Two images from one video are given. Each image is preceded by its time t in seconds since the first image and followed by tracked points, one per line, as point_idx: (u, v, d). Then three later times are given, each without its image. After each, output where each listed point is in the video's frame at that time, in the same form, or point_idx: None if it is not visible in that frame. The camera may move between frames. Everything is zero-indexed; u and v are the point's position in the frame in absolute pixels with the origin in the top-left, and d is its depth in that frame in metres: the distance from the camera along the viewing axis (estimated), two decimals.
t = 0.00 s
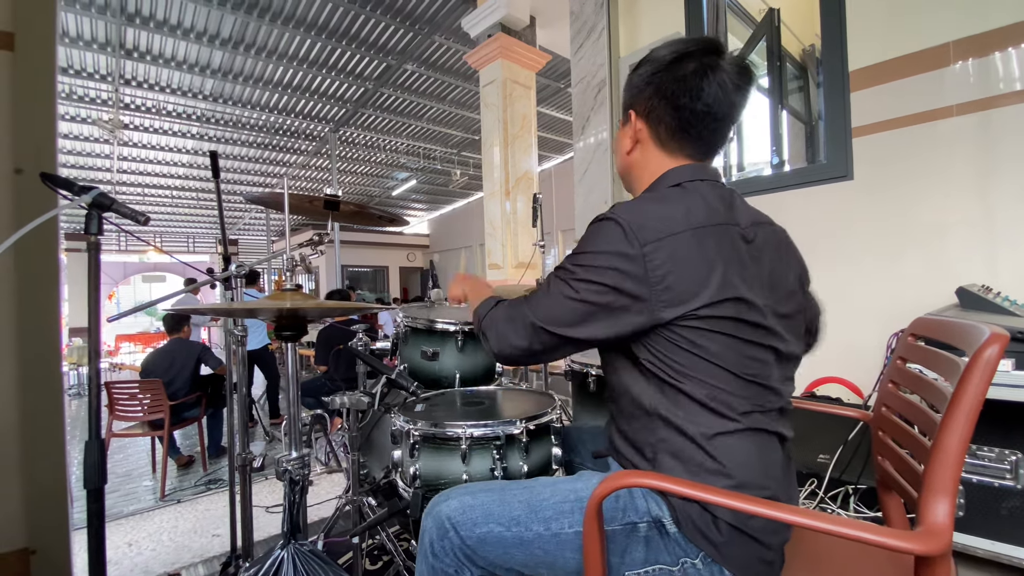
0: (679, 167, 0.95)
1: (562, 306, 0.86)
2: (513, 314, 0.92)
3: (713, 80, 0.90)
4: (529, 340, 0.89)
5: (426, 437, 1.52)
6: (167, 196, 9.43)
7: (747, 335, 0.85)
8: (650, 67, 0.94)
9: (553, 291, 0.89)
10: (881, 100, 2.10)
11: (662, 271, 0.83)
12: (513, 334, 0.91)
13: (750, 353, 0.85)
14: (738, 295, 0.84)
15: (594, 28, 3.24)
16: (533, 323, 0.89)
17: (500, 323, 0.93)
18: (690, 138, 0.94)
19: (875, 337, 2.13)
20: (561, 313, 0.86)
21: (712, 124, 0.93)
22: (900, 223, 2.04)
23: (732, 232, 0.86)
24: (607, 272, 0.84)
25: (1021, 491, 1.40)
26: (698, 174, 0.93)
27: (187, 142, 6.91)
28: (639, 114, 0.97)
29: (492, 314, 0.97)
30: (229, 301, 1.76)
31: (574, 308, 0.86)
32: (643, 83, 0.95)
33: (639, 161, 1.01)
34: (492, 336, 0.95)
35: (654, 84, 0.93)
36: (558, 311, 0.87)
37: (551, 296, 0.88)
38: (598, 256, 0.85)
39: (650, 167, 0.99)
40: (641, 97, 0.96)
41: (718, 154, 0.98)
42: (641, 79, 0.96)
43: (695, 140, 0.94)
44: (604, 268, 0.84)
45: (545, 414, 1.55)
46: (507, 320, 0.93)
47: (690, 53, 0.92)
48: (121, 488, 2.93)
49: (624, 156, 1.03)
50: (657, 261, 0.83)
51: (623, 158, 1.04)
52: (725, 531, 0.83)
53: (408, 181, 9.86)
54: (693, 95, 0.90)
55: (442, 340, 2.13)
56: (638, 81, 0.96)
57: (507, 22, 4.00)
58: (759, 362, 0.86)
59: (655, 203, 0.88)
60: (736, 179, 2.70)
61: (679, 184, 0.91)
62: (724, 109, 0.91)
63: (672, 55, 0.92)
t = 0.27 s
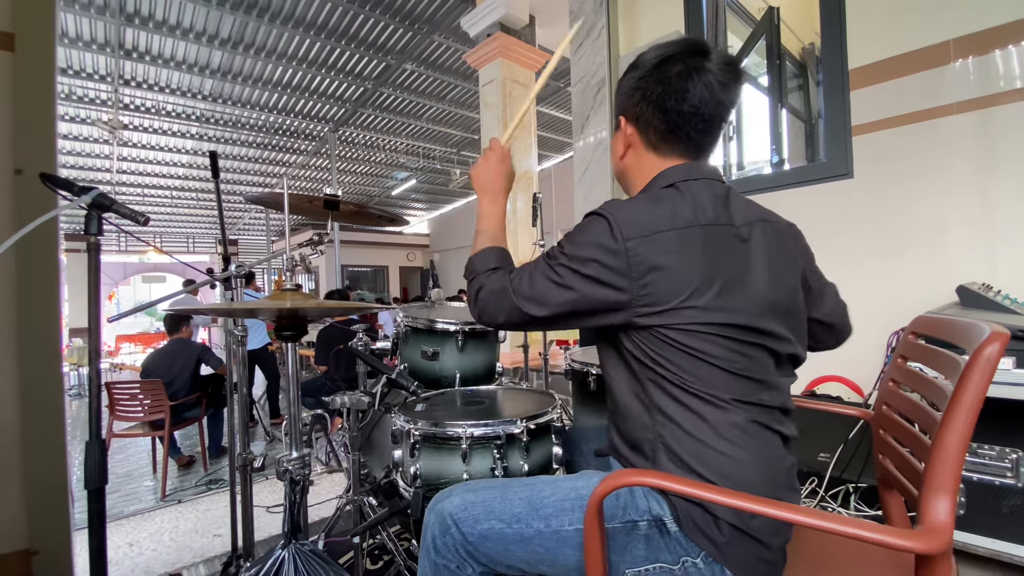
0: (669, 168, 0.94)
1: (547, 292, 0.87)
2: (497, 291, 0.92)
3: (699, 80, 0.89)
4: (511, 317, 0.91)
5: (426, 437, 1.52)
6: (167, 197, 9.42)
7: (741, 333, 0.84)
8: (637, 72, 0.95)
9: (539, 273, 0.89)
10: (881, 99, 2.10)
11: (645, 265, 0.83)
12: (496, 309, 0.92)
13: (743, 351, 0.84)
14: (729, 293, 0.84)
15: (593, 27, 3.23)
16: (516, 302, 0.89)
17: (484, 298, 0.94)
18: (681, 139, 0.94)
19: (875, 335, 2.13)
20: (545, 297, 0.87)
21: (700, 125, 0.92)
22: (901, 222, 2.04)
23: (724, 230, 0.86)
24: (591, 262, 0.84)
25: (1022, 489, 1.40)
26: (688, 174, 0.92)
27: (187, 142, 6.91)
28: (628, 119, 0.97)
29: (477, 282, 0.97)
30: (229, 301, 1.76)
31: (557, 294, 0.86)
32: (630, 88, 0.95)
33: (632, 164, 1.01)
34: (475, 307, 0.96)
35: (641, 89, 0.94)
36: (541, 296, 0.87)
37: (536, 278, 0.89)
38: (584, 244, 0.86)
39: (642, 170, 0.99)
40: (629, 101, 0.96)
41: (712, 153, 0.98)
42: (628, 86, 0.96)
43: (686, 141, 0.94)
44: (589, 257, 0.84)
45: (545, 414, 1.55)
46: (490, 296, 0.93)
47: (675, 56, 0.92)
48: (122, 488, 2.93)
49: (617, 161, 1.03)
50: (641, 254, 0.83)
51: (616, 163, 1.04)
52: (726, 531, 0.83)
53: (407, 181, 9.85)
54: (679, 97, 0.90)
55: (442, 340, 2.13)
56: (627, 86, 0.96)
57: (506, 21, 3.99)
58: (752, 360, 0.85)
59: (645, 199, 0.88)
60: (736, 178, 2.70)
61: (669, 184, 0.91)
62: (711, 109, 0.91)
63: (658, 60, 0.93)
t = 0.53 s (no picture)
0: (673, 168, 0.94)
1: (569, 311, 0.85)
2: (512, 325, 0.90)
3: (706, 81, 0.89)
4: (543, 355, 0.87)
5: (429, 437, 1.52)
6: (169, 197, 9.44)
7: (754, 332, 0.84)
8: (644, 68, 0.94)
9: (553, 297, 0.87)
10: (883, 98, 2.09)
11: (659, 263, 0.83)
12: (522, 350, 0.88)
13: (753, 349, 0.84)
14: (741, 290, 0.84)
15: (594, 26, 3.23)
16: (538, 335, 0.87)
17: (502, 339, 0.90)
18: (685, 138, 0.94)
19: (878, 335, 2.13)
20: (569, 323, 0.85)
21: (705, 126, 0.92)
22: (903, 221, 2.04)
23: (731, 227, 0.87)
24: (609, 266, 0.83)
25: None
26: (692, 173, 0.92)
27: (189, 143, 6.92)
28: (633, 116, 0.97)
29: (489, 328, 0.93)
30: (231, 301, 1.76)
31: (580, 314, 0.84)
32: (637, 85, 0.95)
33: (634, 162, 1.01)
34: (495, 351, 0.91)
35: (648, 85, 0.93)
36: (565, 316, 0.85)
37: (551, 301, 0.87)
38: (599, 250, 0.85)
39: (645, 169, 0.99)
40: (635, 98, 0.95)
41: (715, 153, 0.98)
42: (636, 80, 0.95)
43: (690, 140, 0.94)
44: (606, 263, 0.84)
45: (548, 413, 1.55)
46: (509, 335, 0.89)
47: (684, 54, 0.91)
48: (125, 488, 2.94)
49: (619, 157, 1.04)
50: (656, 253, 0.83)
51: (619, 160, 1.04)
52: (732, 531, 0.83)
53: (409, 181, 9.85)
54: (686, 96, 0.90)
55: (444, 340, 2.14)
56: (633, 82, 0.96)
57: (507, 21, 3.99)
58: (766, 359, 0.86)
59: (649, 198, 0.88)
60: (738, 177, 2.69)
61: (674, 183, 0.91)
62: (717, 110, 0.91)
63: (666, 56, 0.92)
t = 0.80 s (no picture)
0: (683, 167, 0.94)
1: (619, 320, 0.80)
2: (563, 360, 0.85)
3: (719, 84, 0.90)
4: (611, 375, 0.80)
5: (429, 435, 1.52)
6: (168, 196, 9.44)
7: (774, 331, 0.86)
8: (658, 64, 0.93)
9: (595, 317, 0.84)
10: (884, 96, 2.09)
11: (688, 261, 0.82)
12: (584, 378, 0.82)
13: (772, 347, 0.86)
14: (765, 287, 0.85)
15: (594, 25, 3.22)
16: (597, 357, 0.81)
17: (559, 378, 0.84)
18: (694, 139, 0.93)
19: (878, 333, 2.13)
20: (623, 333, 0.80)
21: (714, 128, 0.93)
22: (904, 219, 2.03)
23: (744, 224, 0.87)
24: (643, 267, 0.81)
25: None
26: (700, 174, 0.92)
27: (188, 142, 6.92)
28: (644, 113, 0.96)
29: (541, 373, 0.88)
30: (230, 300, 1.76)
31: (631, 320, 0.80)
32: (649, 81, 0.94)
33: (643, 159, 0.99)
34: (558, 395, 0.85)
35: (660, 83, 0.93)
36: (615, 327, 0.81)
37: (593, 321, 0.84)
38: (628, 255, 0.84)
39: (652, 167, 0.98)
40: (647, 96, 0.95)
41: (721, 157, 0.98)
42: (647, 77, 0.95)
43: (699, 142, 0.94)
44: (639, 264, 0.82)
45: (548, 412, 1.55)
46: (564, 371, 0.84)
47: (698, 55, 0.91)
48: (125, 487, 2.94)
49: (625, 153, 1.02)
50: (682, 250, 0.82)
51: (625, 155, 1.02)
52: (739, 525, 0.83)
53: (409, 181, 9.85)
54: (699, 98, 0.90)
55: (445, 339, 2.14)
56: (645, 79, 0.95)
57: (507, 20, 3.99)
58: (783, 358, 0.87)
59: (662, 197, 0.88)
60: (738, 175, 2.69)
61: (688, 180, 0.90)
62: (726, 116, 0.92)
63: (680, 55, 0.91)
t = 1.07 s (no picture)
0: (690, 171, 0.93)
1: (659, 324, 0.75)
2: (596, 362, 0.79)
3: (722, 86, 0.91)
4: (650, 382, 0.76)
5: (429, 435, 1.52)
6: (169, 196, 9.43)
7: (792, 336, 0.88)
8: (657, 67, 0.92)
9: (633, 318, 0.78)
10: (884, 96, 2.09)
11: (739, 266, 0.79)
12: (620, 384, 0.76)
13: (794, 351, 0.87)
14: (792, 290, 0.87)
15: (595, 24, 3.22)
16: (633, 363, 0.76)
17: (593, 381, 0.78)
18: (698, 142, 0.93)
19: (879, 333, 2.13)
20: (663, 337, 0.75)
21: (716, 131, 0.93)
22: (905, 219, 2.03)
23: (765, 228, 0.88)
24: (695, 268, 0.77)
25: None
26: (709, 176, 0.92)
27: (188, 142, 6.92)
28: (645, 117, 0.95)
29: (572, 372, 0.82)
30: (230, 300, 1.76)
31: (672, 325, 0.75)
32: (649, 85, 0.93)
33: (644, 164, 0.99)
34: (590, 398, 0.79)
35: (662, 86, 0.92)
36: (657, 331, 0.75)
37: (631, 322, 0.78)
38: (677, 253, 0.78)
39: (655, 171, 0.97)
40: (648, 100, 0.94)
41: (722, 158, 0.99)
42: (647, 80, 0.93)
43: (703, 145, 0.94)
44: (691, 264, 0.77)
45: (547, 411, 1.55)
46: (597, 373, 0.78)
47: (696, 57, 0.91)
48: (125, 487, 2.94)
49: (625, 157, 1.00)
50: (735, 254, 0.79)
51: (625, 160, 1.01)
52: (740, 526, 0.82)
53: (409, 180, 9.84)
54: (703, 101, 0.90)
55: (445, 338, 2.14)
56: (644, 82, 0.94)
57: (507, 19, 3.99)
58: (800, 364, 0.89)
59: (706, 197, 0.85)
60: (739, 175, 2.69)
61: (702, 183, 0.90)
62: (728, 117, 0.93)
63: (680, 58, 0.91)
